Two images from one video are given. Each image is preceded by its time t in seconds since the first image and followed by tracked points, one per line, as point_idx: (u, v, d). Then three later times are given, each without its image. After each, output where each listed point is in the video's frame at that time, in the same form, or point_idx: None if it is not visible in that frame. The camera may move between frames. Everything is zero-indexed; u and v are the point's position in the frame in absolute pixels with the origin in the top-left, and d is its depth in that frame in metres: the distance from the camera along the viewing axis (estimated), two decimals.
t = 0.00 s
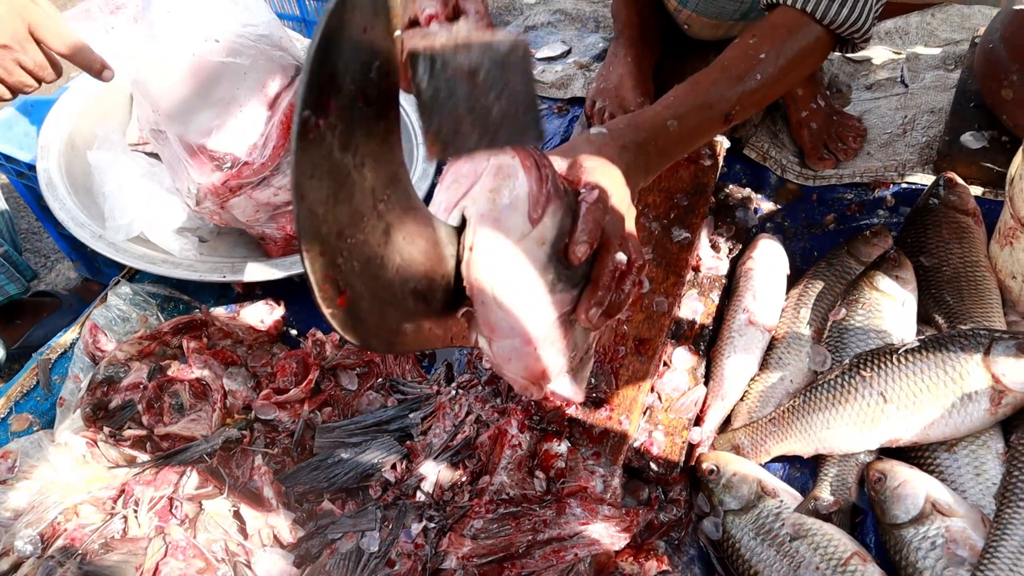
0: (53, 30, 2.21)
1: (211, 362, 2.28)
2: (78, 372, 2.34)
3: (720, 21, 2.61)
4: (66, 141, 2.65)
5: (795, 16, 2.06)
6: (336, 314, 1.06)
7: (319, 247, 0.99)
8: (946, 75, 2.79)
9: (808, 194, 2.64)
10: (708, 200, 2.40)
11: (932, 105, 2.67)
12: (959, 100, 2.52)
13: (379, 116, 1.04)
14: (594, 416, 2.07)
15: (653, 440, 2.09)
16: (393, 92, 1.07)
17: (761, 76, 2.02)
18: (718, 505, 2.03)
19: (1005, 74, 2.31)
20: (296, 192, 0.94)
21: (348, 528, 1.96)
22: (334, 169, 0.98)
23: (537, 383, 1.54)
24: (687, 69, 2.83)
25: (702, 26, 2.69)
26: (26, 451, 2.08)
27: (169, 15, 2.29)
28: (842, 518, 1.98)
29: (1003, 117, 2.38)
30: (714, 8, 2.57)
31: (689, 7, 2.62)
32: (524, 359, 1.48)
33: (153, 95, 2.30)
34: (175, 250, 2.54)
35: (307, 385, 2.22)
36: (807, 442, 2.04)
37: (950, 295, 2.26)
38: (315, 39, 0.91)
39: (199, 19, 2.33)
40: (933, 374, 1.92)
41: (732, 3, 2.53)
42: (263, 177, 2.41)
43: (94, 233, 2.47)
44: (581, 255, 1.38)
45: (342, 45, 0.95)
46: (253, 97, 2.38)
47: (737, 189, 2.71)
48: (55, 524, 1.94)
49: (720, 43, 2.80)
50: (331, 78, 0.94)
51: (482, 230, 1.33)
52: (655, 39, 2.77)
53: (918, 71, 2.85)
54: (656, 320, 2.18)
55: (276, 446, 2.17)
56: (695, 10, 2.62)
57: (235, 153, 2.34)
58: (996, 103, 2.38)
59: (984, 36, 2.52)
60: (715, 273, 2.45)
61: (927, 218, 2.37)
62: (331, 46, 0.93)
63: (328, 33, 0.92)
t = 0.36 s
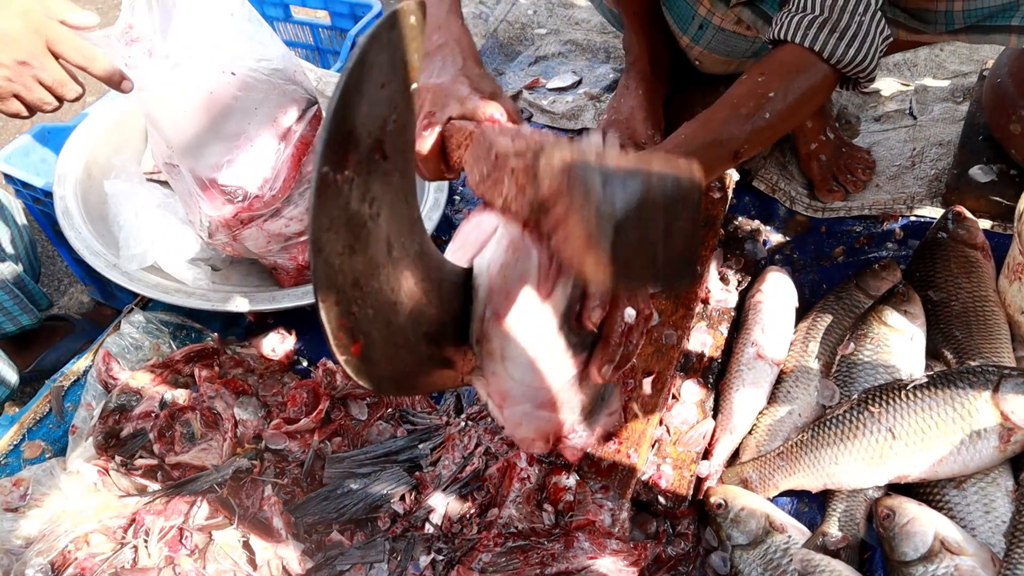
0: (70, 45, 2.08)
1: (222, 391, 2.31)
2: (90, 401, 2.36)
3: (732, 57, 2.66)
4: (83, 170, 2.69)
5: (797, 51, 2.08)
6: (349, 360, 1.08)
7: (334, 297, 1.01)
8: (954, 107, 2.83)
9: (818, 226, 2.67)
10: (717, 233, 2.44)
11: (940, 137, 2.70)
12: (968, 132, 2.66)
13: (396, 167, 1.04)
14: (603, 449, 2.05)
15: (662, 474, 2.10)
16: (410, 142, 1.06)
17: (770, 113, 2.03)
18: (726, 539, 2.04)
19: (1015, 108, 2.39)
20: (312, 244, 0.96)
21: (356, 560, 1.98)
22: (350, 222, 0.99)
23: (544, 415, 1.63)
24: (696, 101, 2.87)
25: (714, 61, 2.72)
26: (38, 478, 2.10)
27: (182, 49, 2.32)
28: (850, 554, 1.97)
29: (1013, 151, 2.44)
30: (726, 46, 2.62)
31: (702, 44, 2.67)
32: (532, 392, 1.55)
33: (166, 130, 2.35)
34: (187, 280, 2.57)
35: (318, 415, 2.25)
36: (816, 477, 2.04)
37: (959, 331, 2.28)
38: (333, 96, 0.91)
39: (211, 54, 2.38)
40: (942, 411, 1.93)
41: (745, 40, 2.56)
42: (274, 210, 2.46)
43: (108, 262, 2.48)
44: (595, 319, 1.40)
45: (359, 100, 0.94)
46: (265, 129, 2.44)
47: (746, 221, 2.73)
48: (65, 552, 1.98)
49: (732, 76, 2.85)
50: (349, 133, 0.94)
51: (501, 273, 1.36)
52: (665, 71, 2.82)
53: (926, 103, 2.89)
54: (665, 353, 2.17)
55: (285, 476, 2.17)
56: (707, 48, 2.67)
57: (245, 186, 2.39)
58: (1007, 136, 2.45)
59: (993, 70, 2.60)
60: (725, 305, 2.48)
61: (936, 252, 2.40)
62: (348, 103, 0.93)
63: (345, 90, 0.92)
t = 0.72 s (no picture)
0: None
1: (231, 399, 2.32)
2: (100, 408, 2.36)
3: (743, 65, 2.69)
4: (95, 179, 2.72)
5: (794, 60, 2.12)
6: (366, 365, 1.07)
7: (353, 300, 1.01)
8: (962, 121, 2.87)
9: (825, 238, 2.68)
10: (726, 244, 2.45)
11: (948, 151, 2.74)
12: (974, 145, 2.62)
13: (412, 173, 1.06)
14: (611, 458, 2.07)
15: (671, 483, 2.11)
16: (426, 148, 1.08)
17: (777, 125, 2.05)
18: (735, 550, 2.03)
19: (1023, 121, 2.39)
20: (332, 247, 0.96)
21: (365, 567, 1.98)
22: (368, 226, 0.99)
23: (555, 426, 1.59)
24: (704, 113, 2.90)
25: (725, 71, 2.77)
26: (47, 484, 2.10)
27: (191, 59, 2.32)
28: (859, 565, 1.97)
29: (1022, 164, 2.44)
30: (737, 55, 2.65)
31: (713, 53, 2.71)
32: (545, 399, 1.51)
33: (176, 140, 2.36)
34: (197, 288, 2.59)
35: (326, 424, 2.26)
36: (825, 488, 2.04)
37: (968, 343, 2.29)
38: (354, 103, 0.92)
39: (223, 64, 2.39)
40: (951, 423, 1.94)
41: (755, 47, 2.58)
42: (285, 219, 2.48)
43: (119, 270, 2.52)
44: (609, 318, 1.45)
45: (378, 106, 0.95)
46: (274, 140, 2.46)
47: (755, 233, 2.74)
48: (74, 559, 1.97)
49: (738, 88, 2.90)
50: (368, 139, 0.95)
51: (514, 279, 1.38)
52: (674, 84, 2.86)
53: (934, 117, 2.92)
54: (674, 363, 2.20)
55: (294, 484, 2.18)
56: (718, 57, 2.71)
57: (254, 198, 2.42)
58: (1015, 149, 2.45)
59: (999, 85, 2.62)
60: (733, 316, 2.49)
61: (944, 264, 2.41)
62: (368, 109, 0.94)
63: (366, 95, 0.93)
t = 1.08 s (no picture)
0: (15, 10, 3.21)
1: (243, 393, 2.33)
2: (114, 401, 2.37)
3: (756, 60, 2.70)
4: (109, 174, 2.74)
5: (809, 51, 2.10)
6: (383, 355, 1.07)
7: (371, 288, 1.01)
8: (978, 119, 2.84)
9: (838, 236, 2.68)
10: (739, 241, 2.44)
11: (963, 149, 2.72)
12: (992, 143, 2.65)
13: (430, 161, 1.06)
14: (622, 455, 2.05)
15: (682, 479, 2.09)
16: (444, 137, 1.09)
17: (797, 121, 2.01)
18: (746, 547, 2.03)
19: None
20: (351, 235, 0.96)
21: (376, 561, 1.99)
22: (387, 213, 1.00)
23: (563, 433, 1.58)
24: (716, 110, 2.89)
25: (737, 66, 2.78)
26: (61, 476, 2.10)
27: (204, 55, 2.33)
28: (872, 563, 1.96)
29: None
30: (752, 47, 2.64)
31: (727, 47, 2.70)
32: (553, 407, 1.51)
33: (191, 137, 2.38)
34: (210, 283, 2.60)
35: (338, 418, 2.28)
36: (838, 485, 2.04)
37: (982, 341, 2.30)
38: (375, 91, 0.92)
39: (235, 60, 2.40)
40: (966, 420, 1.94)
41: (770, 42, 2.59)
42: (297, 214, 2.51)
43: (133, 264, 2.53)
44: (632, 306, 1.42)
45: (398, 93, 0.96)
46: (287, 134, 2.47)
47: (767, 230, 2.75)
48: (88, 549, 1.99)
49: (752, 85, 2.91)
50: (388, 126, 0.95)
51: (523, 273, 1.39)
52: (687, 81, 2.85)
53: (949, 115, 2.91)
54: (686, 360, 2.19)
55: (306, 477, 2.20)
56: (731, 51, 2.70)
57: (266, 192, 2.43)
58: None
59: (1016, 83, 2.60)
60: (746, 313, 2.48)
61: (959, 262, 2.40)
62: (389, 96, 0.95)
63: (385, 82, 0.93)
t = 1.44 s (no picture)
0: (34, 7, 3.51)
1: (251, 384, 2.34)
2: (122, 392, 2.39)
3: (764, 55, 2.68)
4: (118, 166, 2.76)
5: (803, 60, 2.03)
6: (392, 344, 1.07)
7: (381, 277, 1.01)
8: (987, 112, 2.83)
9: (846, 230, 2.68)
10: (746, 235, 2.45)
11: (972, 143, 2.71)
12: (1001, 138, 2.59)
13: (440, 151, 1.06)
14: (629, 447, 2.05)
15: (688, 473, 2.09)
16: (455, 127, 1.09)
17: (790, 122, 1.99)
18: (753, 540, 2.03)
19: None
20: (361, 223, 0.96)
21: (383, 552, 2.00)
22: (397, 202, 0.99)
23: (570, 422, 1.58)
24: (724, 103, 2.88)
25: (745, 60, 2.75)
26: (70, 467, 2.12)
27: (212, 47, 2.33)
28: (880, 557, 1.96)
29: None
30: (761, 42, 2.63)
31: (735, 41, 2.70)
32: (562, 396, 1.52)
33: (198, 128, 2.38)
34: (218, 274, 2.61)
35: (345, 410, 2.29)
36: (845, 479, 2.03)
37: (991, 334, 2.29)
38: (384, 79, 0.92)
39: (244, 53, 2.40)
40: (974, 415, 1.93)
41: (778, 36, 2.58)
42: (304, 206, 2.50)
43: (141, 256, 2.54)
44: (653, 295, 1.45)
45: (409, 82, 0.96)
46: (294, 127, 2.47)
47: (774, 224, 2.74)
48: (96, 539, 1.99)
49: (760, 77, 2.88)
50: (399, 114, 0.95)
51: (535, 269, 1.39)
52: (694, 73, 2.84)
53: (958, 109, 2.89)
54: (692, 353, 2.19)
55: (313, 469, 2.21)
56: (739, 45, 2.69)
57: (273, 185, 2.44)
58: None
59: None
60: (752, 307, 2.48)
61: (968, 256, 2.40)
62: (399, 84, 0.94)
63: (396, 71, 0.93)
